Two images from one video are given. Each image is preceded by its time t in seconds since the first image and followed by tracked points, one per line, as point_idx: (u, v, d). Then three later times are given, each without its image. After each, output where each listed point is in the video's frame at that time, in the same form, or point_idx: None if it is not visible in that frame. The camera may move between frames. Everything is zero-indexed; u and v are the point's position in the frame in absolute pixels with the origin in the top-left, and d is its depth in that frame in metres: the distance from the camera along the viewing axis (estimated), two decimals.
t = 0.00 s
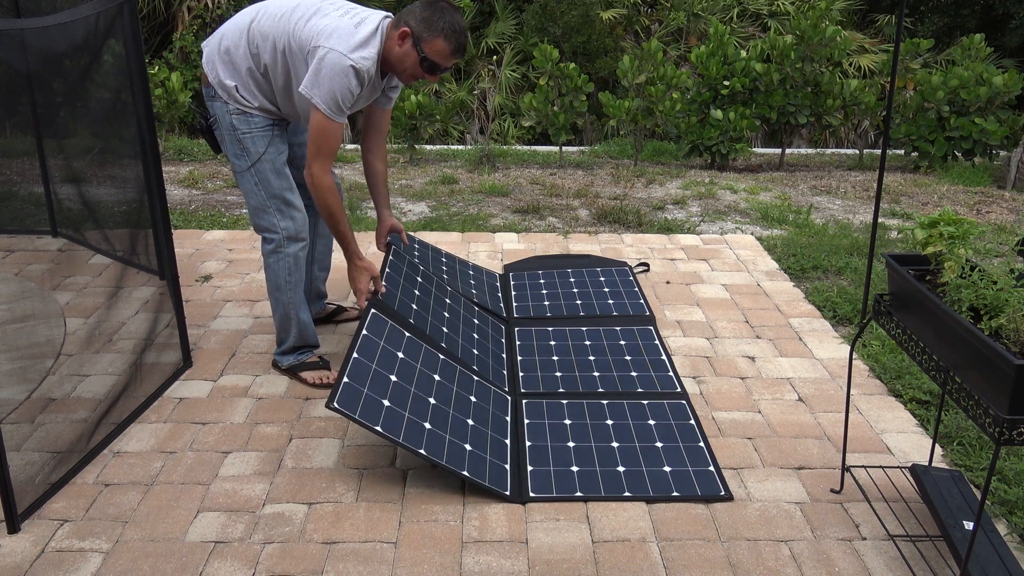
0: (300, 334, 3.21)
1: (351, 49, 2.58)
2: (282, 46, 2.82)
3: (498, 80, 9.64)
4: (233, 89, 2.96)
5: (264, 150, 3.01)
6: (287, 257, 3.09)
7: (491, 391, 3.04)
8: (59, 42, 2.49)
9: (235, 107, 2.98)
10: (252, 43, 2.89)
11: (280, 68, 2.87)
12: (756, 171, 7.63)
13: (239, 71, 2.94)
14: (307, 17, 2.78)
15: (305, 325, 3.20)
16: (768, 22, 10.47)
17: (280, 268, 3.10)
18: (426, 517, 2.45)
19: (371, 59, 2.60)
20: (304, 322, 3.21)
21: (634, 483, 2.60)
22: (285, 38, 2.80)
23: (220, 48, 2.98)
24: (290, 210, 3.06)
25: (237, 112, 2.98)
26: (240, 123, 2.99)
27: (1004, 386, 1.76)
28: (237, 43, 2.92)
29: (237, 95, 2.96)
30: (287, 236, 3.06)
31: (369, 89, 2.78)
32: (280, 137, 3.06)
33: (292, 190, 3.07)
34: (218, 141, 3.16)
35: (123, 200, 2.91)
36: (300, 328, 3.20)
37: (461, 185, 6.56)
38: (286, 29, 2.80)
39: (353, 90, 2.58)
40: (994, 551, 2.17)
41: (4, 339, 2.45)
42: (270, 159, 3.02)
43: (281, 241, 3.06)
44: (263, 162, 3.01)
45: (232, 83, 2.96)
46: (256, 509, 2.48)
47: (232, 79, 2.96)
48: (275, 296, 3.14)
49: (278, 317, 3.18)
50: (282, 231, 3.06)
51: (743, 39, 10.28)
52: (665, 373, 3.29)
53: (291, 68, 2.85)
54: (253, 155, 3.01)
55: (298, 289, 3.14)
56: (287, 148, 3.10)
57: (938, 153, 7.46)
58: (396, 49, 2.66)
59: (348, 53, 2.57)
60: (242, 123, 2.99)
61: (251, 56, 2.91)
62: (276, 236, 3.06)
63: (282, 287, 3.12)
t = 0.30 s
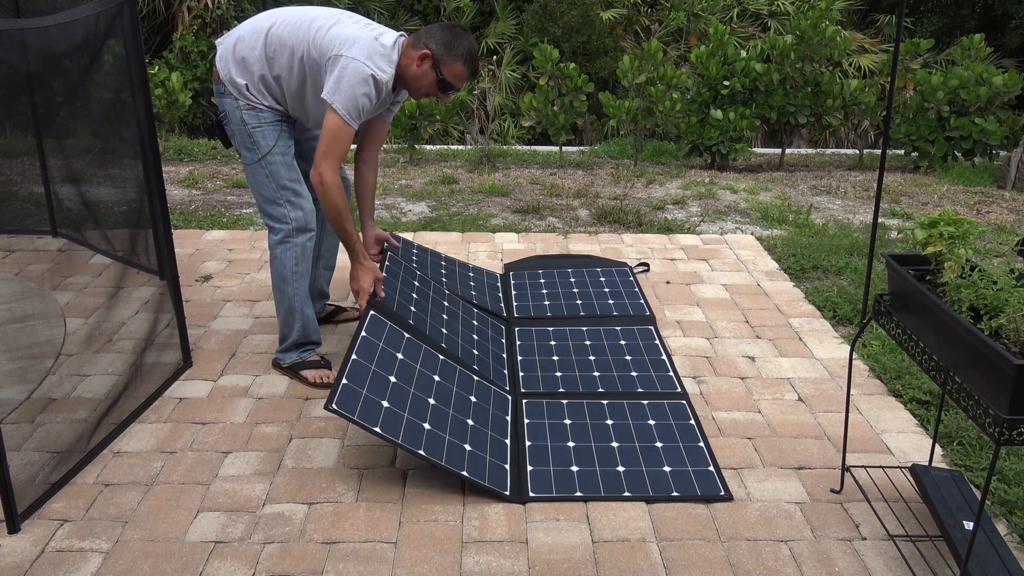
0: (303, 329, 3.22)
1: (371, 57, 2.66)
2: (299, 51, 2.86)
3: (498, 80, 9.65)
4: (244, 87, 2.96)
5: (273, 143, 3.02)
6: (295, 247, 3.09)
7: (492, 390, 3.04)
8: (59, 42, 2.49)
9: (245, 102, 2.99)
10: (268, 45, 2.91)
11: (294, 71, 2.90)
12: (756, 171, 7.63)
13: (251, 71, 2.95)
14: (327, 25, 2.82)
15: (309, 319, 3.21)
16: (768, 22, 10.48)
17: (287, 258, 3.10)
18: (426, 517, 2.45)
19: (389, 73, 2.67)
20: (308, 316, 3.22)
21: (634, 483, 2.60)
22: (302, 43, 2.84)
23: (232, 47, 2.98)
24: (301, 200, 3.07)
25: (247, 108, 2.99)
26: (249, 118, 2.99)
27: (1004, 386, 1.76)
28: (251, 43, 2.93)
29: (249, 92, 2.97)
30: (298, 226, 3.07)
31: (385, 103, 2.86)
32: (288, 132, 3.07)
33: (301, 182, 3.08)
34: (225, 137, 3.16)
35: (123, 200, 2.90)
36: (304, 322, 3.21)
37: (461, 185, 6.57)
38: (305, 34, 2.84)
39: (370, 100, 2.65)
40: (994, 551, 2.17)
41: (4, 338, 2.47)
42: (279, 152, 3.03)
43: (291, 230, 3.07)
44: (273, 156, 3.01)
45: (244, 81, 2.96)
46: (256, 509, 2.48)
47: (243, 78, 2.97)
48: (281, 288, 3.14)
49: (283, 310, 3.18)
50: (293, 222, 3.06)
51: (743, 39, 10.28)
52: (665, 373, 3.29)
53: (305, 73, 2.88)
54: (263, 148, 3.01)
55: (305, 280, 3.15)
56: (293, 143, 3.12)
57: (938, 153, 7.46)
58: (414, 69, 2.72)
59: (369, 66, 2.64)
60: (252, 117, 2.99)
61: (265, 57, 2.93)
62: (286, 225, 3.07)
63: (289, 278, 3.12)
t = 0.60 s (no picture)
0: (298, 317, 3.24)
1: (376, 78, 2.66)
2: (307, 63, 2.89)
3: (498, 79, 9.65)
4: (243, 80, 2.98)
5: (271, 132, 3.03)
6: (294, 234, 3.10)
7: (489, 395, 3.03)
8: (59, 42, 2.49)
9: (243, 93, 2.99)
10: (276, 51, 2.94)
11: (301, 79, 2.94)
12: (756, 171, 7.63)
13: (251, 66, 2.97)
14: (334, 38, 2.82)
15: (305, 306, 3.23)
16: (768, 22, 10.48)
17: (286, 246, 3.10)
18: (426, 517, 2.45)
19: (393, 97, 2.69)
20: (304, 305, 3.24)
21: (634, 484, 2.59)
22: (310, 55, 2.87)
23: (235, 43, 3.01)
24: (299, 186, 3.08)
25: (245, 98, 2.99)
26: (247, 107, 3.00)
27: (1003, 386, 1.76)
28: (259, 46, 2.96)
29: (248, 83, 2.98)
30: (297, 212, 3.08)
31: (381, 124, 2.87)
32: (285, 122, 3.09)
33: (299, 169, 3.09)
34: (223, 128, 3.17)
35: (123, 200, 2.90)
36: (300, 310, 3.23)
37: (461, 185, 6.57)
38: (312, 46, 2.86)
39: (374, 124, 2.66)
40: (993, 551, 2.17)
41: (4, 338, 2.54)
42: (277, 140, 3.04)
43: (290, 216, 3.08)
44: (270, 144, 3.03)
45: (243, 74, 2.98)
46: (256, 509, 2.48)
47: (242, 72, 2.99)
48: (279, 274, 3.15)
49: (280, 298, 3.19)
50: (292, 208, 3.07)
51: (743, 39, 10.28)
52: (665, 373, 3.29)
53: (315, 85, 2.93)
54: (261, 137, 3.02)
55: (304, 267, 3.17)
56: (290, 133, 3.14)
57: (938, 154, 7.47)
58: (415, 92, 2.78)
59: (375, 90, 2.65)
60: (250, 107, 3.00)
61: (272, 62, 2.96)
62: (286, 211, 3.07)
63: (287, 266, 3.13)
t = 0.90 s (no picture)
0: (292, 319, 3.28)
1: (385, 118, 2.77)
2: (310, 86, 2.92)
3: (498, 80, 9.65)
4: (243, 94, 3.01)
5: (270, 143, 3.06)
6: (294, 244, 3.12)
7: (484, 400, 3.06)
8: (59, 42, 2.49)
9: (242, 104, 3.03)
10: (280, 70, 2.96)
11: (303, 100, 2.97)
12: (756, 171, 7.63)
13: (252, 86, 3.00)
14: (340, 66, 2.88)
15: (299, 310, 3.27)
16: (768, 22, 10.48)
17: (285, 255, 3.13)
18: (426, 517, 2.45)
19: (396, 135, 2.81)
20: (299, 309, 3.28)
21: (634, 484, 2.59)
22: (315, 79, 2.91)
23: (239, 56, 3.01)
24: (300, 196, 3.09)
25: (244, 108, 3.03)
26: (246, 118, 3.04)
27: (1003, 386, 1.76)
28: (263, 64, 2.97)
29: (247, 97, 3.02)
30: (297, 223, 3.09)
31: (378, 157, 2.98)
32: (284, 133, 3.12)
33: (299, 180, 3.11)
34: (220, 137, 3.20)
35: (123, 200, 2.89)
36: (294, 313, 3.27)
37: (461, 185, 6.56)
38: (318, 71, 2.90)
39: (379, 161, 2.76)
40: (993, 551, 2.17)
41: (6, 338, 2.58)
42: (276, 151, 3.07)
43: (290, 226, 3.09)
44: (269, 155, 3.06)
45: (242, 88, 3.01)
46: (256, 509, 2.48)
47: (243, 86, 3.01)
48: (277, 280, 3.18)
49: (275, 301, 3.23)
50: (293, 218, 3.09)
51: (743, 39, 10.28)
52: (665, 373, 3.29)
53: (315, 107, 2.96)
54: (260, 147, 3.06)
55: (302, 276, 3.20)
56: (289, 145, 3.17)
57: (938, 154, 7.47)
58: (414, 127, 2.88)
59: (381, 129, 2.74)
60: (249, 118, 3.03)
61: (274, 80, 2.98)
62: (286, 221, 3.09)
63: (286, 273, 3.16)
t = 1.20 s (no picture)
0: (294, 319, 3.29)
1: (384, 140, 2.76)
2: (311, 103, 2.93)
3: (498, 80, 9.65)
4: (239, 101, 3.01)
5: (269, 148, 3.06)
6: (298, 249, 3.13)
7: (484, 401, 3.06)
8: (59, 42, 2.49)
9: (240, 111, 3.03)
10: (281, 83, 2.97)
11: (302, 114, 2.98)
12: (756, 171, 7.63)
13: (254, 97, 2.99)
14: (341, 85, 2.89)
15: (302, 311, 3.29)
16: (768, 22, 10.48)
17: (288, 259, 3.14)
18: (426, 517, 2.45)
19: (394, 157, 2.81)
20: (302, 309, 3.29)
21: (634, 484, 2.59)
22: (316, 96, 2.91)
23: (241, 66, 3.01)
24: (302, 200, 3.10)
25: (241, 114, 3.03)
26: (244, 124, 3.03)
27: (1003, 387, 1.76)
28: (266, 76, 2.98)
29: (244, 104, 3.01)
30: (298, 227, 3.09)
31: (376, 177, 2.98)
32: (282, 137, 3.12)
33: (300, 183, 3.11)
34: (218, 143, 3.20)
35: (122, 200, 2.90)
36: (296, 315, 3.29)
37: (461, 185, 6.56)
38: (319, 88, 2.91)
39: (377, 182, 2.76)
40: (993, 551, 2.17)
41: (5, 338, 2.54)
42: (275, 156, 3.07)
43: (292, 231, 3.10)
44: (268, 160, 3.06)
45: (238, 96, 3.00)
46: (256, 509, 2.48)
47: (240, 95, 3.01)
48: (279, 282, 3.19)
49: (277, 302, 3.24)
50: (296, 223, 3.09)
51: (743, 39, 10.28)
52: (665, 373, 3.29)
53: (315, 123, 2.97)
54: (259, 152, 3.05)
55: (306, 279, 3.21)
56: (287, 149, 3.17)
57: (938, 154, 7.47)
58: (408, 150, 2.89)
59: (379, 151, 2.74)
60: (247, 124, 3.03)
61: (275, 92, 2.98)
62: (289, 226, 3.09)
63: (289, 277, 3.17)
